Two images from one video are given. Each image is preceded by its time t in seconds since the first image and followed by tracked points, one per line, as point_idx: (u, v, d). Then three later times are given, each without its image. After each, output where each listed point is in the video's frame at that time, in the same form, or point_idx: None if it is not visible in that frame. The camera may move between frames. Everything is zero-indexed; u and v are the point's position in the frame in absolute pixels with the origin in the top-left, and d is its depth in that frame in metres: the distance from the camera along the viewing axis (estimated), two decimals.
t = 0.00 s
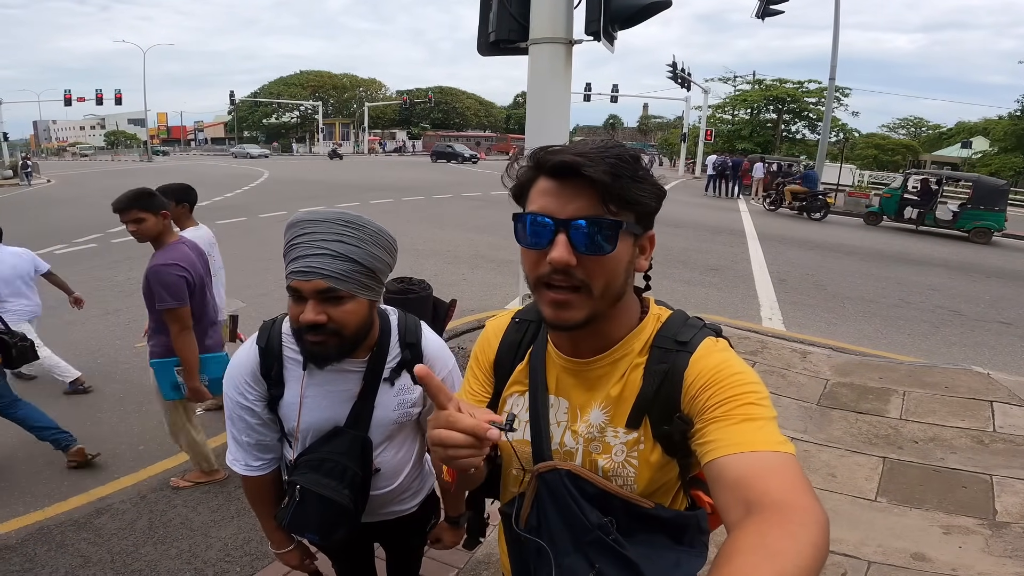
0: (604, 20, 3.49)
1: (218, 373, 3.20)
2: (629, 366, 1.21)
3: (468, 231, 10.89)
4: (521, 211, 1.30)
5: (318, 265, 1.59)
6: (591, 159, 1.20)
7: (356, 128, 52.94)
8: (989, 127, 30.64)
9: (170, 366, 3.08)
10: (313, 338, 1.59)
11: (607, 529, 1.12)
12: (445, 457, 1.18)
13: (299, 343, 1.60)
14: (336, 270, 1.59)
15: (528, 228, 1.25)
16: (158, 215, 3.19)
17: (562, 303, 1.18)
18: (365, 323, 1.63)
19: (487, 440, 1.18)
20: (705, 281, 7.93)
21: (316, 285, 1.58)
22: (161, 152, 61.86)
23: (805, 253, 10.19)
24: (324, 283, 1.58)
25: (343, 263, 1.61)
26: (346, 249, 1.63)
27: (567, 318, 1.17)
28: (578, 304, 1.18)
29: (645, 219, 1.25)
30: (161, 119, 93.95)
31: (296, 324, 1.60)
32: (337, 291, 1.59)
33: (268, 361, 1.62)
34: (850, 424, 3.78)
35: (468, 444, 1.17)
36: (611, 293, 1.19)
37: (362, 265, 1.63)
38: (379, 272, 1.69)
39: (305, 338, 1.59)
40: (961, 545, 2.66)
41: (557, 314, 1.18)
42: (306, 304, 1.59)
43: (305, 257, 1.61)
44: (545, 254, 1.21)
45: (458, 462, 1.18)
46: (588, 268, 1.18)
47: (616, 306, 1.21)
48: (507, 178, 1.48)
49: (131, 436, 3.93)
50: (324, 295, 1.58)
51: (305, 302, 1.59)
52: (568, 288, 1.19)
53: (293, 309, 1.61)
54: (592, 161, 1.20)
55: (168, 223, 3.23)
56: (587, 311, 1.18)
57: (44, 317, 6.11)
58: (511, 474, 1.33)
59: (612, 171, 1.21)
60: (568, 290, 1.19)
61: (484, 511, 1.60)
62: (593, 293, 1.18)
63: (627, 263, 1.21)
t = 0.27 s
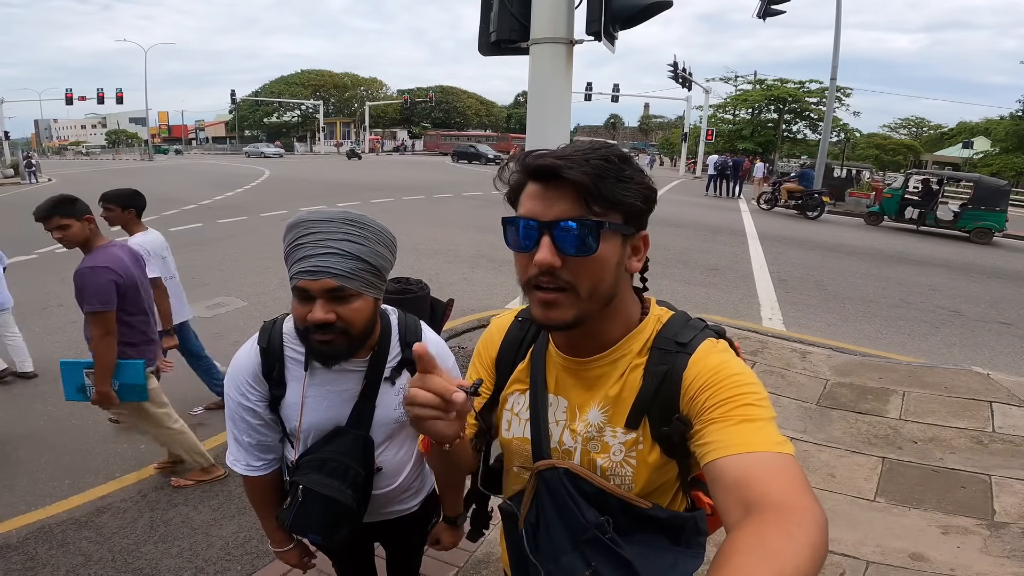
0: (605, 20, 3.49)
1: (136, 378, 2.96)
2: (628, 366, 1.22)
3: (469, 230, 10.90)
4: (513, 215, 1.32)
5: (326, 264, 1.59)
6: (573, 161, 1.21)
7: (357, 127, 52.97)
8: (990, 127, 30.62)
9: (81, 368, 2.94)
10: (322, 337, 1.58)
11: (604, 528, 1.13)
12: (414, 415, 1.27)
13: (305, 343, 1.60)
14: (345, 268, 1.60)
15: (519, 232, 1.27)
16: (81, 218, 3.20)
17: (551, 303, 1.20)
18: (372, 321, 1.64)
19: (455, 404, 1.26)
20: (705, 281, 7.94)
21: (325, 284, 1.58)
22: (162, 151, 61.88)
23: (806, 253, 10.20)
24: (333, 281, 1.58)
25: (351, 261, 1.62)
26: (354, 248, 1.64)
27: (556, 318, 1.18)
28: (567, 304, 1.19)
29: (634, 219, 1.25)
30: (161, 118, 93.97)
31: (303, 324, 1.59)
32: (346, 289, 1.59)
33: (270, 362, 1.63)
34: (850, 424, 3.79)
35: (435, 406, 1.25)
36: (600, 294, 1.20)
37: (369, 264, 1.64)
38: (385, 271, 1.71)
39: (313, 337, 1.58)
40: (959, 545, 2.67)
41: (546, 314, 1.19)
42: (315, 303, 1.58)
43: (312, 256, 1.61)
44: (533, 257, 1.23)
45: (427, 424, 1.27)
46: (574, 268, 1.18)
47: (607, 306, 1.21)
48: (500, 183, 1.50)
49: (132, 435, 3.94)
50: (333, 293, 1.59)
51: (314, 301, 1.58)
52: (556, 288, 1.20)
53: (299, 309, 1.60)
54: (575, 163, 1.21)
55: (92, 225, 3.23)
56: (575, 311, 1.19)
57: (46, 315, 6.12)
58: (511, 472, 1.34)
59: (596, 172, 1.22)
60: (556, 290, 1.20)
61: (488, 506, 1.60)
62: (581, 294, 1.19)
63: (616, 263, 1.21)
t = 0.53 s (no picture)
0: (607, 19, 3.49)
1: (56, 388, 2.94)
2: (631, 360, 1.23)
3: (469, 229, 10.91)
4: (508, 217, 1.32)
5: (341, 258, 1.60)
6: (565, 163, 1.21)
7: (356, 127, 52.96)
8: (990, 127, 30.66)
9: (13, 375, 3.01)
10: (338, 332, 1.58)
11: (610, 521, 1.14)
12: (419, 396, 1.28)
13: (320, 338, 1.60)
14: (360, 262, 1.61)
15: (515, 234, 1.27)
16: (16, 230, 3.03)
17: (552, 304, 1.20)
18: (384, 314, 1.66)
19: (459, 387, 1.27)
20: (705, 281, 7.95)
21: (341, 278, 1.59)
22: (161, 151, 61.84)
23: (805, 253, 10.21)
24: (349, 275, 1.59)
25: (364, 255, 1.63)
26: (366, 242, 1.66)
27: (557, 318, 1.19)
28: (567, 304, 1.20)
29: (629, 216, 1.24)
30: (160, 117, 93.87)
31: (318, 319, 1.59)
32: (361, 284, 1.61)
33: (274, 359, 1.64)
34: (850, 423, 3.80)
35: (441, 387, 1.26)
36: (600, 292, 1.20)
37: (381, 257, 1.67)
38: (393, 264, 1.74)
39: (328, 332, 1.58)
40: (960, 543, 2.67)
41: (547, 315, 1.19)
42: (330, 298, 1.59)
43: (325, 251, 1.61)
44: (530, 259, 1.23)
45: (434, 407, 1.27)
46: (572, 270, 1.18)
47: (607, 304, 1.22)
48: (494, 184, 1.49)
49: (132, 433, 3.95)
50: (348, 288, 1.60)
51: (330, 296, 1.59)
52: (555, 290, 1.20)
53: (314, 304, 1.59)
54: (566, 165, 1.21)
55: (28, 237, 3.06)
56: (575, 311, 1.19)
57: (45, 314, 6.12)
58: (518, 467, 1.36)
59: (588, 172, 1.21)
60: (556, 292, 1.20)
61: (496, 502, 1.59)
62: (581, 293, 1.19)
63: (614, 261, 1.21)
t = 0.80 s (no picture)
0: (609, 19, 3.49)
1: None
2: (640, 360, 1.23)
3: (469, 229, 10.90)
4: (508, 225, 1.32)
5: (355, 259, 1.60)
6: (555, 170, 1.20)
7: (355, 127, 52.96)
8: (988, 128, 30.72)
9: None
10: (352, 333, 1.59)
11: (622, 522, 1.14)
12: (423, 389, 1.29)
13: (334, 341, 1.59)
14: (375, 261, 1.62)
15: (513, 243, 1.28)
16: None
17: (553, 310, 1.20)
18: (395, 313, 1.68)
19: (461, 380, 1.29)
20: (705, 281, 7.95)
21: (356, 278, 1.58)
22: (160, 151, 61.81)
23: (805, 253, 10.22)
24: (364, 276, 1.60)
25: (377, 255, 1.64)
26: (379, 242, 1.67)
27: (560, 323, 1.19)
28: (568, 311, 1.19)
29: (626, 218, 1.22)
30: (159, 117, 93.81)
31: (332, 320, 1.58)
32: (376, 283, 1.61)
33: (280, 361, 1.63)
34: (852, 423, 3.80)
35: (442, 379, 1.28)
36: (600, 297, 1.19)
37: (392, 257, 1.69)
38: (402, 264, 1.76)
39: (342, 334, 1.58)
40: (964, 543, 2.68)
41: (548, 323, 1.20)
42: (346, 299, 1.58)
43: (339, 252, 1.60)
44: (528, 268, 1.22)
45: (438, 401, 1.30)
46: (569, 276, 1.17)
47: (609, 308, 1.21)
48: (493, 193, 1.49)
49: (133, 434, 3.94)
50: (363, 288, 1.60)
51: (345, 297, 1.58)
52: (554, 297, 1.20)
53: (327, 305, 1.58)
54: (557, 172, 1.20)
55: None
56: (575, 317, 1.19)
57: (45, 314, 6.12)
58: (528, 468, 1.36)
59: (581, 177, 1.20)
60: (555, 299, 1.20)
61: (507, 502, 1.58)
62: (581, 299, 1.19)
63: (613, 266, 1.20)
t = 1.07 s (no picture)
0: (613, 19, 3.48)
1: None
2: (657, 358, 1.23)
3: (469, 230, 10.90)
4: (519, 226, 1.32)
5: (378, 256, 1.59)
6: (561, 172, 1.20)
7: (353, 127, 52.93)
8: (985, 128, 30.83)
9: None
10: (375, 332, 1.59)
11: (637, 521, 1.13)
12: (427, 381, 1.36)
13: (354, 340, 1.59)
14: (397, 258, 1.62)
15: (522, 243, 1.28)
16: None
17: (562, 310, 1.21)
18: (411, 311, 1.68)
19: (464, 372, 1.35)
20: (706, 282, 7.95)
21: (380, 277, 1.57)
22: (158, 151, 61.70)
23: (804, 253, 10.24)
24: (388, 273, 1.59)
25: (398, 252, 1.64)
26: (399, 239, 1.67)
27: (569, 324, 1.20)
28: (577, 312, 1.20)
29: (635, 218, 1.21)
30: (157, 117, 93.63)
31: (355, 319, 1.57)
32: (398, 280, 1.60)
33: (291, 361, 1.63)
34: (856, 423, 3.80)
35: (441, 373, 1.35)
36: (609, 297, 1.19)
37: (411, 253, 1.69)
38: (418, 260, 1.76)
39: (365, 333, 1.58)
40: (970, 542, 2.68)
41: (558, 324, 1.21)
42: (370, 297, 1.57)
43: (361, 250, 1.59)
44: (535, 269, 1.23)
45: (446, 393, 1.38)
46: (577, 277, 1.18)
47: (619, 308, 1.21)
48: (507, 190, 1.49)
49: (134, 434, 3.92)
50: (386, 286, 1.59)
51: (369, 295, 1.57)
52: (564, 297, 1.21)
53: (348, 304, 1.57)
54: (562, 173, 1.19)
55: None
56: (584, 318, 1.20)
57: (44, 314, 6.09)
58: (544, 465, 1.36)
59: (587, 178, 1.19)
60: (564, 299, 1.21)
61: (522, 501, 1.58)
62: (588, 299, 1.19)
63: (622, 266, 1.19)
